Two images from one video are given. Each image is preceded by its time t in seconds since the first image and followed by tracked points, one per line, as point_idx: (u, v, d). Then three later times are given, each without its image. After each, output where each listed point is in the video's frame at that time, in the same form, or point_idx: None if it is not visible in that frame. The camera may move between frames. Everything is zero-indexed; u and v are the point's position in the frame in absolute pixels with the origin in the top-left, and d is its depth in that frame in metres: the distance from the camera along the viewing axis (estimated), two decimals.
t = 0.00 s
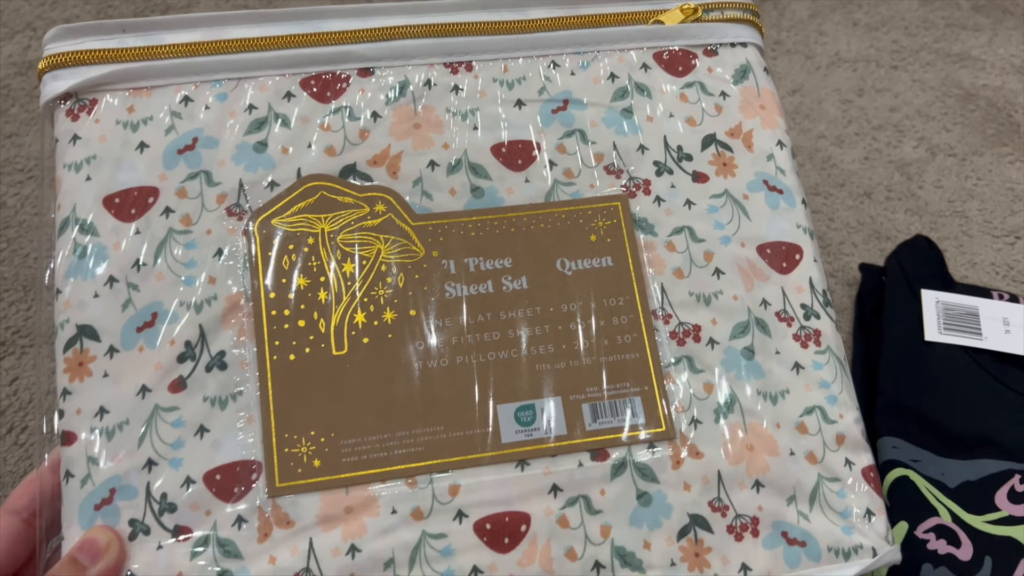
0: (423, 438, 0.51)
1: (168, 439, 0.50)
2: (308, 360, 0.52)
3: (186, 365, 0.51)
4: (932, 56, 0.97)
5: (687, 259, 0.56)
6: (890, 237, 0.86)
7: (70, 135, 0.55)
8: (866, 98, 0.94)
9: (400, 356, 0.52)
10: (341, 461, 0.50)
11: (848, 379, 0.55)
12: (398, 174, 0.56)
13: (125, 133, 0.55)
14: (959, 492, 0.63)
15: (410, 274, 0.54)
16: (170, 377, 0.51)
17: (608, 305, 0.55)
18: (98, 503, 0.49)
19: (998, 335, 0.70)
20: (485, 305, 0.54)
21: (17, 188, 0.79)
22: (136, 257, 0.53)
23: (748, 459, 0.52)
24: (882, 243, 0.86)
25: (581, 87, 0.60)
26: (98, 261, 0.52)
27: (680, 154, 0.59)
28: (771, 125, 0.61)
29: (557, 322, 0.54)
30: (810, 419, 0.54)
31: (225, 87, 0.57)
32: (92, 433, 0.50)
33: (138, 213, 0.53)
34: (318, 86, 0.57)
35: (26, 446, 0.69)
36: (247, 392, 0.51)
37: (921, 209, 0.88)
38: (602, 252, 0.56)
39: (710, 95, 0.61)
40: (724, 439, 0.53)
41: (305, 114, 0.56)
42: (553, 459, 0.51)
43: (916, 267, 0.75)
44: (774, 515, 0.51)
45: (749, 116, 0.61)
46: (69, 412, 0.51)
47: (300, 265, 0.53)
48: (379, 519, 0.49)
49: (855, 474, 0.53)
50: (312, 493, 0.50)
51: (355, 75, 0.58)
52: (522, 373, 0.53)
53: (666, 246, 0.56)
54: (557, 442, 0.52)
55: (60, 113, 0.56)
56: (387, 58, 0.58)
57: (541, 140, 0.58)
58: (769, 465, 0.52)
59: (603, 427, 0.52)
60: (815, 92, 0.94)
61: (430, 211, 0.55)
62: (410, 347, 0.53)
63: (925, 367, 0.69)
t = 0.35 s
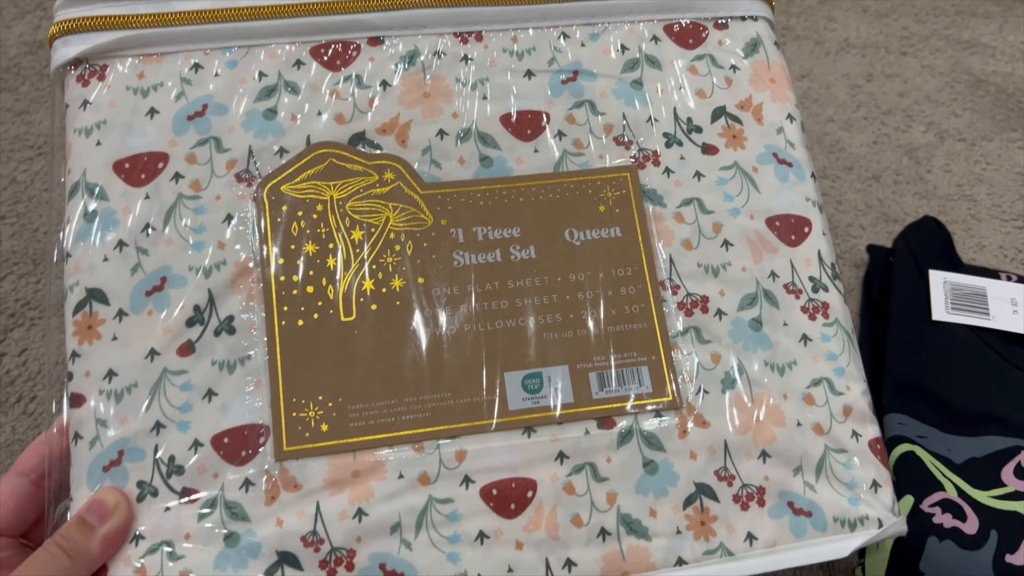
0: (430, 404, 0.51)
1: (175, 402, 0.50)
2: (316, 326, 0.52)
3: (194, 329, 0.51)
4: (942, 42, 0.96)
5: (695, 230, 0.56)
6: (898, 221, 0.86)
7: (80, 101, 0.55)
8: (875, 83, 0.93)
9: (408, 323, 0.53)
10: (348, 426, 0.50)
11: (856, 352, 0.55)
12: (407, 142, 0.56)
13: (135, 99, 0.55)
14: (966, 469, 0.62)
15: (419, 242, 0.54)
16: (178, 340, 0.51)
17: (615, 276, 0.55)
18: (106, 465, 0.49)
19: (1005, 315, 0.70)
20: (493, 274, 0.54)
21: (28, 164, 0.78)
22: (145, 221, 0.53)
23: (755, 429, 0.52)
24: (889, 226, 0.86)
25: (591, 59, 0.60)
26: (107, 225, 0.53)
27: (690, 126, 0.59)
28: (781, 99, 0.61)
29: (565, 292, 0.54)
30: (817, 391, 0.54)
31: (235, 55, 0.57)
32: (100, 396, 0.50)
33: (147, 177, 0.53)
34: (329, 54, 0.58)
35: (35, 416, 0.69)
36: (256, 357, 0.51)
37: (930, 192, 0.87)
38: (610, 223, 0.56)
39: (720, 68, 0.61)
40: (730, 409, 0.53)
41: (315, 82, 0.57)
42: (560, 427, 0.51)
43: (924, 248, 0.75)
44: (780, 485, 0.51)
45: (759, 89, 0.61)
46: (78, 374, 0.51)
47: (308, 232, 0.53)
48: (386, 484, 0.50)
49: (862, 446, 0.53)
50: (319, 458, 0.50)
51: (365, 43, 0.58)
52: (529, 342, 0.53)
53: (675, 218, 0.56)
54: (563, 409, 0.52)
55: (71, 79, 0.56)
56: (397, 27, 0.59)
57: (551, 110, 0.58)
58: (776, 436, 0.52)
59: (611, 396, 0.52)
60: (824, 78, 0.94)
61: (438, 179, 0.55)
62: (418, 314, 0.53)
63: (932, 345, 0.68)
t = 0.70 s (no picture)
0: (434, 377, 0.52)
1: (184, 373, 0.51)
2: (323, 299, 0.52)
3: (202, 301, 0.52)
4: (947, 33, 0.94)
5: (698, 209, 0.57)
6: (901, 208, 0.84)
7: (91, 77, 0.56)
8: (880, 72, 0.91)
9: (413, 298, 0.53)
10: (354, 397, 0.51)
11: (856, 330, 0.56)
12: (413, 120, 0.57)
13: (145, 75, 0.56)
14: (966, 449, 0.63)
15: (424, 218, 0.55)
16: (187, 312, 0.52)
17: (618, 253, 0.55)
18: (114, 434, 0.50)
19: (1007, 300, 0.69)
20: (497, 249, 0.54)
21: (36, 147, 0.77)
22: (155, 195, 0.53)
23: (756, 404, 0.53)
24: (893, 213, 0.84)
25: (595, 39, 0.60)
26: (118, 198, 0.53)
27: (693, 106, 0.59)
28: (784, 80, 0.61)
29: (568, 268, 0.54)
30: (818, 367, 0.54)
31: (244, 33, 0.58)
32: (109, 366, 0.51)
33: (157, 152, 0.54)
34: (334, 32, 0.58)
35: (45, 392, 0.69)
36: (262, 329, 0.52)
37: (933, 179, 0.86)
38: (613, 200, 0.56)
39: (724, 49, 0.61)
40: (731, 385, 0.53)
41: (322, 60, 0.57)
42: (561, 400, 0.52)
43: (926, 232, 0.75)
44: (780, 460, 0.52)
45: (763, 70, 0.61)
46: (88, 345, 0.51)
47: (315, 206, 0.54)
48: (390, 454, 0.50)
49: (862, 422, 0.53)
50: (325, 428, 0.51)
51: (372, 22, 0.59)
52: (532, 317, 0.53)
53: (678, 196, 0.57)
54: (566, 383, 0.52)
55: (82, 56, 0.57)
56: (403, 7, 0.59)
57: (556, 90, 0.58)
58: (776, 411, 0.53)
59: (613, 370, 0.53)
60: (828, 67, 0.92)
61: (444, 157, 0.56)
62: (423, 288, 0.53)
63: (933, 328, 0.69)
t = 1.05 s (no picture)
0: (438, 357, 0.52)
1: (191, 352, 0.51)
2: (328, 280, 0.53)
3: (209, 282, 0.53)
4: (950, 26, 0.94)
5: (699, 193, 0.57)
6: (903, 199, 0.85)
7: (100, 61, 0.57)
8: (883, 65, 0.92)
9: (417, 280, 0.54)
10: (358, 377, 0.52)
11: (856, 314, 0.56)
12: (418, 105, 0.57)
13: (153, 60, 0.57)
14: (965, 435, 0.63)
15: (428, 201, 0.55)
16: (194, 293, 0.52)
17: (620, 237, 0.55)
18: (122, 412, 0.51)
19: (1008, 289, 0.70)
20: (501, 233, 0.55)
21: (44, 134, 0.78)
22: (163, 178, 0.54)
23: (756, 386, 0.53)
24: (895, 204, 0.85)
25: (598, 26, 0.61)
26: (126, 181, 0.54)
27: (695, 92, 0.60)
28: (785, 68, 0.62)
29: (570, 252, 0.55)
30: (818, 350, 0.55)
31: (251, 19, 0.58)
32: (117, 345, 0.52)
33: (165, 135, 0.55)
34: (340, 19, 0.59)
35: (52, 375, 0.70)
36: (268, 309, 0.53)
37: (935, 171, 0.86)
38: (615, 185, 0.57)
39: (725, 37, 0.62)
40: (732, 367, 0.54)
41: (328, 46, 0.58)
42: (563, 382, 0.53)
43: (927, 222, 0.75)
44: (780, 441, 0.52)
45: (764, 58, 0.62)
46: (96, 324, 0.52)
47: (320, 189, 0.55)
48: (394, 433, 0.51)
49: (861, 404, 0.54)
50: (330, 407, 0.51)
51: (378, 10, 0.59)
52: (535, 300, 0.54)
53: (679, 181, 0.57)
54: (568, 364, 0.53)
55: (91, 41, 0.57)
56: None
57: (559, 76, 0.59)
58: (776, 393, 0.53)
59: (615, 352, 0.53)
60: (832, 60, 0.92)
61: (448, 141, 0.57)
62: (427, 271, 0.54)
63: (934, 316, 0.69)
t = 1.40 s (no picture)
0: (437, 344, 0.53)
1: (192, 339, 0.52)
2: (328, 268, 0.53)
3: (210, 270, 0.53)
4: (952, 21, 0.94)
5: (698, 183, 0.58)
6: (903, 192, 0.85)
7: (103, 52, 0.57)
8: (884, 60, 0.92)
9: (417, 268, 0.54)
10: (358, 363, 0.52)
11: (853, 303, 0.57)
12: (418, 95, 0.58)
13: (156, 51, 0.57)
14: (964, 426, 0.63)
15: (428, 190, 0.55)
16: (195, 280, 0.53)
17: (619, 226, 0.56)
18: (123, 399, 0.51)
19: (1007, 281, 0.70)
20: (500, 222, 0.55)
21: (46, 127, 0.78)
22: (165, 167, 0.55)
23: (754, 374, 0.54)
24: (896, 197, 0.85)
25: (598, 18, 0.61)
26: (128, 169, 0.55)
27: (694, 83, 0.60)
28: (783, 60, 0.62)
29: (569, 240, 0.55)
30: (816, 339, 0.55)
31: (253, 10, 0.59)
32: (118, 332, 0.52)
33: (167, 125, 0.55)
34: (341, 10, 0.59)
35: (53, 365, 0.70)
36: (269, 297, 0.53)
37: (936, 165, 0.87)
38: (614, 174, 0.57)
39: (724, 29, 0.62)
40: (731, 355, 0.54)
41: (329, 37, 0.59)
42: (562, 369, 0.53)
43: (928, 215, 0.75)
44: (779, 429, 0.53)
45: (762, 50, 0.62)
46: (98, 311, 0.52)
47: (321, 178, 0.55)
48: (394, 420, 0.51)
49: (859, 392, 0.54)
50: (330, 394, 0.52)
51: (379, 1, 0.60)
52: (534, 287, 0.54)
53: (678, 171, 0.58)
54: (567, 352, 0.53)
55: (94, 32, 0.58)
56: None
57: (558, 67, 0.60)
58: (774, 381, 0.53)
59: (614, 340, 0.54)
60: (832, 55, 0.93)
61: (448, 131, 0.57)
62: (427, 259, 0.54)
63: (932, 308, 0.69)
